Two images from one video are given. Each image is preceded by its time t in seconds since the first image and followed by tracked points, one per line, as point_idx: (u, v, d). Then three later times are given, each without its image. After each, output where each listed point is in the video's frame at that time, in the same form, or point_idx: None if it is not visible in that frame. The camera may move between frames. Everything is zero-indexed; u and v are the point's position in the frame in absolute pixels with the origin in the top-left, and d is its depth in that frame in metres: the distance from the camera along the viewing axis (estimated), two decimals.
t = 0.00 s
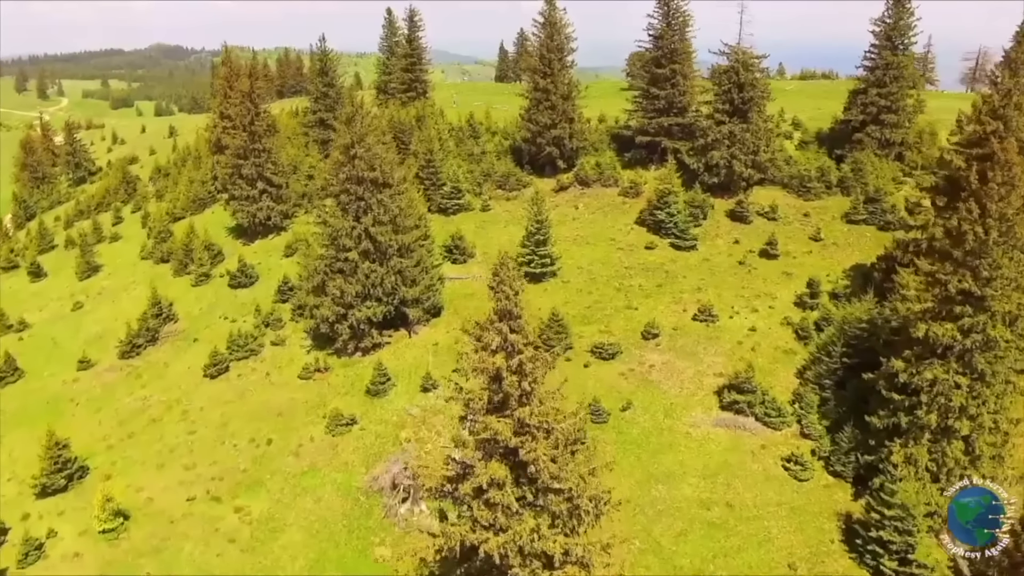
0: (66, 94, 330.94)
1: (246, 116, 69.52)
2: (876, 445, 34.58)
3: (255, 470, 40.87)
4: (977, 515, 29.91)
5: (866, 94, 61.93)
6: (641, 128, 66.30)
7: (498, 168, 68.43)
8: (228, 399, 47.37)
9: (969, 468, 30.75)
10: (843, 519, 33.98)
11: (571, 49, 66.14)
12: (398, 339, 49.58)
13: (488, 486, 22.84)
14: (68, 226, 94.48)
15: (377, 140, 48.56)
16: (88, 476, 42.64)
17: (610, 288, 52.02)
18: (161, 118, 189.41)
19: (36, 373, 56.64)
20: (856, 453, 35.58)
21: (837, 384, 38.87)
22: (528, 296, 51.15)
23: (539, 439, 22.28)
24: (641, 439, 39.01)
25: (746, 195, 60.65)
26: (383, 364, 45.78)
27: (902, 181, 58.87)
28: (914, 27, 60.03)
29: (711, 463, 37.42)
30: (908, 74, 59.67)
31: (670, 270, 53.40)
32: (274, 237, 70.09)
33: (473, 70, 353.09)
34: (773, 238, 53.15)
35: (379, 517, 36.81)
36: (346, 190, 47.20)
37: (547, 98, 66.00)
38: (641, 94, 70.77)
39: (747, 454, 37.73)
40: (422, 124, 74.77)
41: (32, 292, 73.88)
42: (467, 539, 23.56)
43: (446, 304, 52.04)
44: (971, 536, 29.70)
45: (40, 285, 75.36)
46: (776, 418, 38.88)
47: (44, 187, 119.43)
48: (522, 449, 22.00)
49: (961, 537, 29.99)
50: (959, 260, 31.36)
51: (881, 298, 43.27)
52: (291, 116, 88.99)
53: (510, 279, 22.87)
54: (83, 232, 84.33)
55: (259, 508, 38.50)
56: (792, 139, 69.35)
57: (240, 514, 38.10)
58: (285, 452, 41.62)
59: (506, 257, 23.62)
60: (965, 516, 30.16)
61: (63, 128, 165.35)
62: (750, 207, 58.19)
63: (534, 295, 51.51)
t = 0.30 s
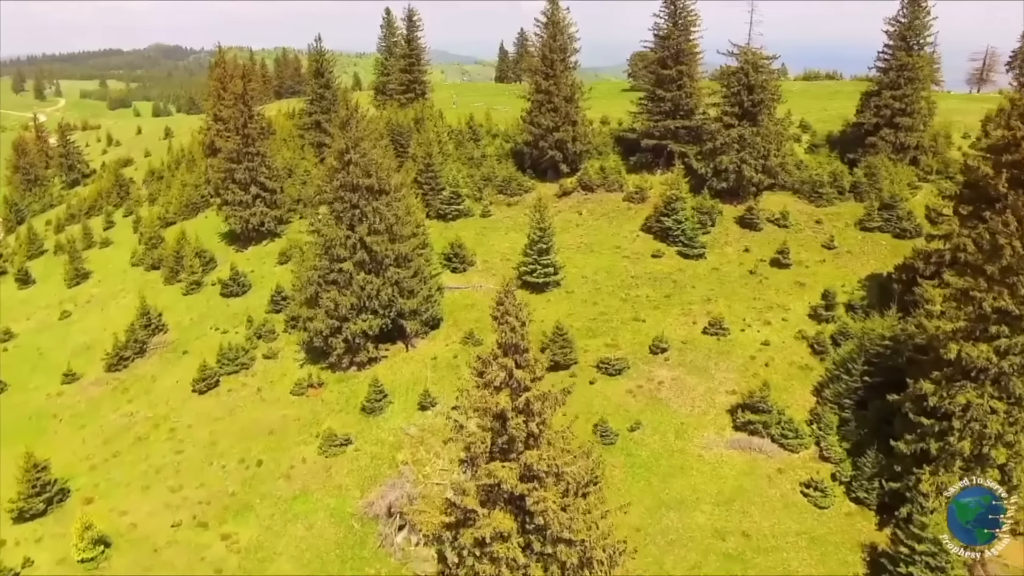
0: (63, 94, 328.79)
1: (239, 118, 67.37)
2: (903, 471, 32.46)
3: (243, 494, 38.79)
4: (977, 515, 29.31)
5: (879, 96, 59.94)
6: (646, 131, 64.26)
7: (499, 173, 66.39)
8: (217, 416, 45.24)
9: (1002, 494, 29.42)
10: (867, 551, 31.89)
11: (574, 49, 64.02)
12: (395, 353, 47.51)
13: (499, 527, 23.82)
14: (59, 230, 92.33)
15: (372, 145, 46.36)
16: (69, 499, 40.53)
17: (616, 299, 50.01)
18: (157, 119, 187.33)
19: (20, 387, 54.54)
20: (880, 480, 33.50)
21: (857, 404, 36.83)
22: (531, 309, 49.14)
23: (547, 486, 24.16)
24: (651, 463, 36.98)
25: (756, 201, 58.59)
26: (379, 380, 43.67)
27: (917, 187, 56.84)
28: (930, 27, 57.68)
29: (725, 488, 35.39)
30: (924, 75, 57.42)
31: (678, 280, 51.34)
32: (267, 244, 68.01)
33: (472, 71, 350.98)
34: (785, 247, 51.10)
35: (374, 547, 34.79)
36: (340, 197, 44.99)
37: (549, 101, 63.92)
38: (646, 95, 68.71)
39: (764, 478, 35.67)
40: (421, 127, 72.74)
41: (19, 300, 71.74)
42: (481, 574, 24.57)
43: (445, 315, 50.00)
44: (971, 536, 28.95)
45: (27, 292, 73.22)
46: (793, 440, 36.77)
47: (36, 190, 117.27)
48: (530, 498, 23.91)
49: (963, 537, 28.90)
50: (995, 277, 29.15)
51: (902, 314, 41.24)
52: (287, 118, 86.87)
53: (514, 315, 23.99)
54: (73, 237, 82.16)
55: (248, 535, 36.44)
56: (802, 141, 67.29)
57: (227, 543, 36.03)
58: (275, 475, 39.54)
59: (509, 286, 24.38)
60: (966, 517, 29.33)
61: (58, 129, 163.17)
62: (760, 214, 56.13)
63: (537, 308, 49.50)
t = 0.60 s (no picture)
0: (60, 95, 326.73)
1: (232, 121, 65.24)
2: (933, 501, 30.32)
3: (231, 520, 36.74)
4: (976, 516, 28.06)
5: (894, 98, 57.84)
6: (653, 134, 62.24)
7: (500, 177, 64.33)
8: (206, 434, 43.19)
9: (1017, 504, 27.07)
10: None
11: (578, 49, 61.94)
12: (392, 368, 45.48)
13: None
14: (50, 234, 90.25)
15: (368, 150, 44.11)
16: (49, 524, 38.48)
17: (622, 310, 47.99)
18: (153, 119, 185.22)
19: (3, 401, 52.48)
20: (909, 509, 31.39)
21: (881, 426, 34.77)
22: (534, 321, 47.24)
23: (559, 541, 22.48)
24: (662, 488, 34.97)
25: (767, 208, 56.56)
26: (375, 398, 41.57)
27: (934, 193, 54.75)
28: (948, 26, 55.60)
29: (741, 516, 33.38)
30: (941, 77, 55.35)
31: (687, 290, 49.34)
32: (262, 250, 65.97)
33: (472, 71, 349.06)
34: (798, 255, 49.10)
35: None
36: (334, 206, 42.85)
37: (553, 103, 61.85)
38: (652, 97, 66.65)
39: (782, 506, 33.67)
40: (420, 130, 70.70)
41: (7, 308, 69.68)
42: None
43: (445, 328, 47.96)
44: (971, 536, 28.41)
45: (15, 300, 71.13)
46: (814, 464, 34.73)
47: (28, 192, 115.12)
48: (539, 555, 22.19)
49: (961, 537, 28.57)
50: None
51: (927, 331, 39.22)
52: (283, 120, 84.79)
53: (522, 351, 22.31)
54: (64, 242, 80.08)
55: (235, 565, 34.40)
56: (813, 145, 65.24)
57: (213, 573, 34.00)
58: (266, 500, 37.50)
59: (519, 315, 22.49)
60: (966, 518, 28.36)
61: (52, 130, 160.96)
62: (772, 221, 54.09)
63: (541, 320, 47.55)
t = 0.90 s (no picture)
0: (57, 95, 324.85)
1: (224, 124, 63.10)
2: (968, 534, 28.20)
3: (218, 549, 34.66)
4: (976, 516, 27.26)
5: (910, 101, 55.77)
6: (659, 138, 60.30)
7: (501, 182, 62.27)
8: (193, 455, 41.12)
9: (1015, 504, 25.66)
10: None
11: (582, 50, 59.83)
12: (390, 384, 43.50)
13: None
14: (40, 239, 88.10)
15: (363, 155, 41.56)
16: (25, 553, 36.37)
17: (630, 323, 46.02)
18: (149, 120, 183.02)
19: None
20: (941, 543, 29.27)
21: (907, 451, 32.75)
22: (537, 336, 45.34)
23: None
24: (675, 516, 32.95)
25: (778, 215, 54.59)
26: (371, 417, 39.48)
27: (952, 199, 52.74)
28: (966, 25, 53.63)
29: (760, 548, 31.39)
30: (959, 78, 53.43)
31: (697, 301, 47.36)
32: (255, 257, 63.95)
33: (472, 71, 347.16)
34: (813, 265, 47.13)
35: None
36: (326, 215, 40.32)
37: (556, 105, 59.77)
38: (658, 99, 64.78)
39: (803, 537, 31.70)
40: (419, 133, 68.70)
41: None
42: None
43: (445, 341, 45.97)
44: (972, 537, 27.55)
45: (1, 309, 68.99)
46: (836, 491, 32.71)
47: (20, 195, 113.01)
48: None
49: (961, 536, 28.01)
50: None
51: (955, 349, 37.17)
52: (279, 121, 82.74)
53: (533, 402, 21.06)
54: (52, 248, 77.92)
55: None
56: (824, 148, 63.21)
57: None
58: (255, 527, 35.46)
59: (528, 363, 21.18)
60: (968, 517, 27.71)
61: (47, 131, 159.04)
62: (784, 229, 52.09)
63: (545, 333, 45.62)
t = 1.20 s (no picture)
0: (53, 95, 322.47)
1: (215, 127, 60.97)
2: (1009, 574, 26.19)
3: None
4: (976, 515, 28.36)
5: (926, 103, 53.72)
6: (666, 141, 58.28)
7: (502, 187, 60.21)
8: (179, 478, 39.03)
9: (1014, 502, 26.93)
10: None
11: (586, 50, 57.77)
12: (386, 402, 41.43)
13: None
14: (29, 245, 85.95)
15: (358, 162, 39.43)
16: None
17: (637, 336, 44.06)
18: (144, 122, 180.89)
19: None
20: None
21: (938, 479, 30.75)
22: (541, 351, 43.47)
23: None
24: (690, 549, 30.96)
25: (790, 221, 52.57)
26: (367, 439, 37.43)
27: (971, 206, 50.76)
28: (986, 25, 51.57)
29: None
30: (978, 80, 51.42)
31: (708, 314, 45.37)
32: (248, 265, 61.89)
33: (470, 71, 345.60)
34: (828, 276, 45.12)
35: None
36: (319, 225, 38.13)
37: (559, 108, 57.73)
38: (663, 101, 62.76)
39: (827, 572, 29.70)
40: (417, 137, 66.75)
41: None
42: None
43: (444, 356, 43.97)
44: (971, 537, 28.46)
45: None
46: (861, 522, 30.73)
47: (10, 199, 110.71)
48: None
49: (961, 537, 28.67)
50: None
51: (988, 369, 35.02)
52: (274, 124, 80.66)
53: (548, 470, 23.56)
54: (41, 255, 75.79)
55: None
56: (835, 152, 61.21)
57: None
58: (243, 558, 33.40)
59: (543, 433, 23.49)
60: (967, 517, 28.58)
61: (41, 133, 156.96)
62: (797, 237, 50.09)
63: (549, 348, 43.69)
